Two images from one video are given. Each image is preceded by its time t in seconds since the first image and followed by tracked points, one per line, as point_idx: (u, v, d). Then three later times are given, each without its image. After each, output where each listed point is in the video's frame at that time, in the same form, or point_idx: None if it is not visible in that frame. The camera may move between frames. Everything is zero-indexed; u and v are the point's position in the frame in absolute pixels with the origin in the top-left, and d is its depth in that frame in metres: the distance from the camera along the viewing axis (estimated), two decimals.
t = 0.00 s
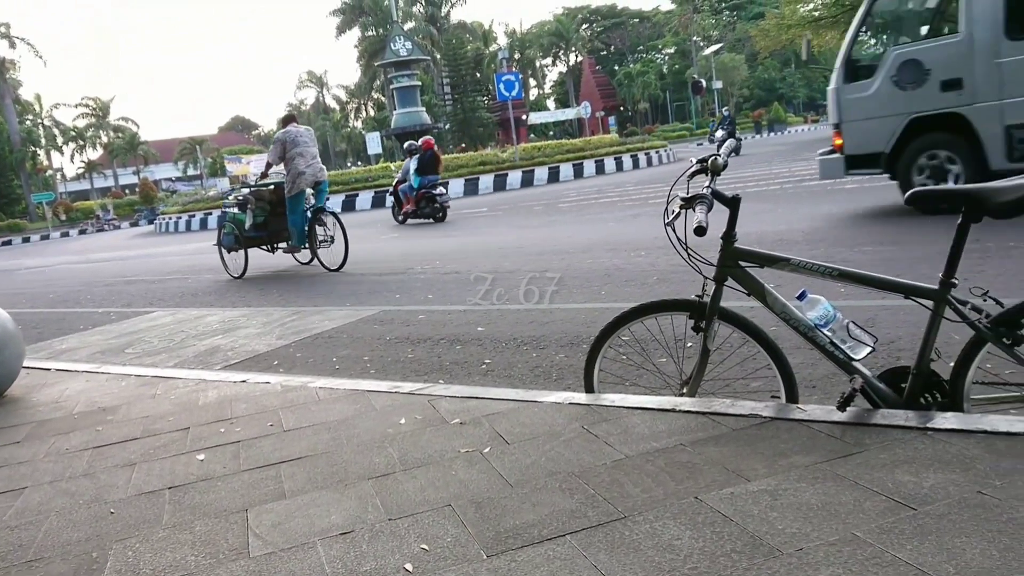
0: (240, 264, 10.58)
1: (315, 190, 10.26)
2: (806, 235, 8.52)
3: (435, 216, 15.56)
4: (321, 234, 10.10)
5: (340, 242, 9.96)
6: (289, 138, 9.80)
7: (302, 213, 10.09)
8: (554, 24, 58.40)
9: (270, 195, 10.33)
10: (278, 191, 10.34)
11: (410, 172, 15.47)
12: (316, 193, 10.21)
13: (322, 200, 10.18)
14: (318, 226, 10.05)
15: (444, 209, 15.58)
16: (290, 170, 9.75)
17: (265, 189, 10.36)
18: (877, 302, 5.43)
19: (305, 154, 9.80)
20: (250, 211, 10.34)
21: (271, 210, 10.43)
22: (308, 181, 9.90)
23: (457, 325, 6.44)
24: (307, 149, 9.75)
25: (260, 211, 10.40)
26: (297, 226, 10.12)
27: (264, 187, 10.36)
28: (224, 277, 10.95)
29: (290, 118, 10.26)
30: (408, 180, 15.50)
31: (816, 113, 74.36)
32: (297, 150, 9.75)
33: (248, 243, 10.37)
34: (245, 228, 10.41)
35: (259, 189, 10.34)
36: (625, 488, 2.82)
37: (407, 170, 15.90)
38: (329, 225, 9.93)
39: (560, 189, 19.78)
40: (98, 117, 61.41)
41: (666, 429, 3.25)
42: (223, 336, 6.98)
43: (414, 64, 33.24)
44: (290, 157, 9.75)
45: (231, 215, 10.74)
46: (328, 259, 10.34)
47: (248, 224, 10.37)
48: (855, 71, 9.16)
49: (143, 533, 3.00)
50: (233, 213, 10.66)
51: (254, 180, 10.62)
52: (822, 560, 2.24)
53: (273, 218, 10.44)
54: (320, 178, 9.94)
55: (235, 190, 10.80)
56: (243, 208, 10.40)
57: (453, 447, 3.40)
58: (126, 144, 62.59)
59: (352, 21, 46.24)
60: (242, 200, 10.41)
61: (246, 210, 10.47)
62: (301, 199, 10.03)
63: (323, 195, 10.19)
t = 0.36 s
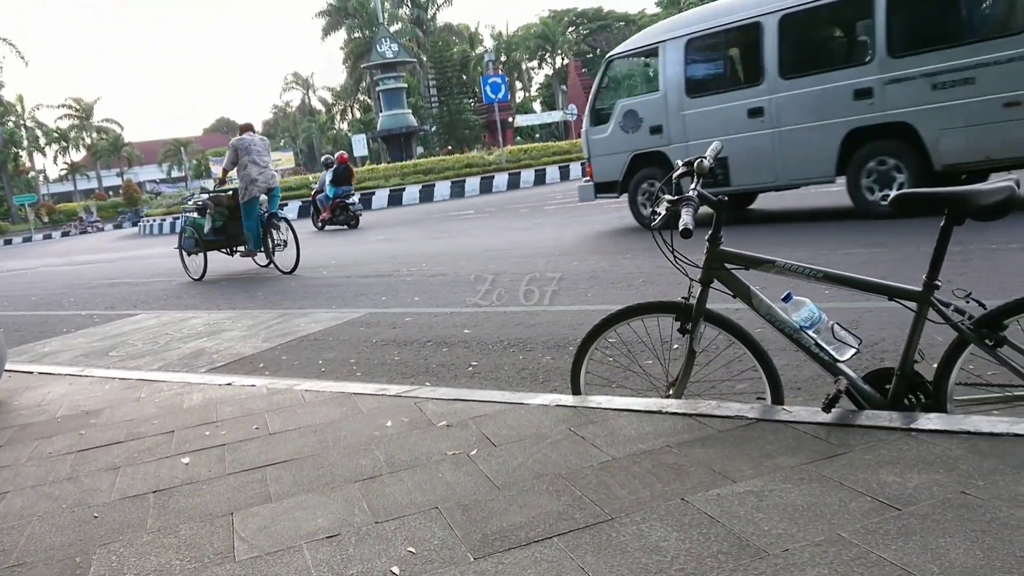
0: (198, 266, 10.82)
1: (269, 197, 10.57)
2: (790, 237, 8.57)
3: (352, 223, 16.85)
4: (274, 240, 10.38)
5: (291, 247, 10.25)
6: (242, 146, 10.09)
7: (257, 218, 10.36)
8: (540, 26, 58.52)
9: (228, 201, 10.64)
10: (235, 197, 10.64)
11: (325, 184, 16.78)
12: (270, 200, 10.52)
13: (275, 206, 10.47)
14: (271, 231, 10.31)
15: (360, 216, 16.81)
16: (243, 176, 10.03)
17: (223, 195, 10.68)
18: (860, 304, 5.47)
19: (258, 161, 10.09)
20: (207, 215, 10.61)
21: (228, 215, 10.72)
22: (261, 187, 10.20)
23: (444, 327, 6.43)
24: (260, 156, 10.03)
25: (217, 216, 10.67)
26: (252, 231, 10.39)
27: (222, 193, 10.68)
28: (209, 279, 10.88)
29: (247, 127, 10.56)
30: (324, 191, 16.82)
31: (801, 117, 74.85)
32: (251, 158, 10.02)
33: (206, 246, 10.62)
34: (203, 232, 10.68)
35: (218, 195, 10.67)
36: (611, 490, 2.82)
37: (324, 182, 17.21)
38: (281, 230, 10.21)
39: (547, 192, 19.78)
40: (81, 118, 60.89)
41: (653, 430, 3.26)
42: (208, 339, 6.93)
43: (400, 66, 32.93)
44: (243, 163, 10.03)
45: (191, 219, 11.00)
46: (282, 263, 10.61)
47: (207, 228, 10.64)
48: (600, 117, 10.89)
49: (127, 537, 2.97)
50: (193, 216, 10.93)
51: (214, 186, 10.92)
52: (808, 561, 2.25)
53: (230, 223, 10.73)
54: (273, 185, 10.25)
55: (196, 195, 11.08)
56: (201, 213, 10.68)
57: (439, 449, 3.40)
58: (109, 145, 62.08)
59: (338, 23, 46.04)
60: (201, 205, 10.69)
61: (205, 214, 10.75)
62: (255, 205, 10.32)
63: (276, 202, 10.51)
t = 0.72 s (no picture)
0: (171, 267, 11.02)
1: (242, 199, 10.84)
2: (787, 237, 8.58)
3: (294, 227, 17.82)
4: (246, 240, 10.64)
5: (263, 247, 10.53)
6: (216, 149, 10.36)
7: (230, 220, 10.62)
8: (537, 26, 58.57)
9: (203, 203, 10.88)
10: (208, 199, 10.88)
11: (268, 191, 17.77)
12: (242, 202, 10.79)
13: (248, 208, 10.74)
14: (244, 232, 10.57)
15: (301, 221, 17.77)
16: (217, 180, 10.30)
17: (197, 197, 10.91)
18: (859, 305, 5.48)
19: (231, 165, 10.37)
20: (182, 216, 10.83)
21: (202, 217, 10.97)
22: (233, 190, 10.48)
23: (443, 327, 6.43)
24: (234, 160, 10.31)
25: (191, 217, 10.91)
26: (225, 233, 10.64)
27: (197, 195, 10.91)
28: (206, 278, 10.87)
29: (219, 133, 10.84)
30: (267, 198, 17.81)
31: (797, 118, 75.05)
32: (225, 162, 10.29)
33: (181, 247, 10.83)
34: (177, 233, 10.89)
35: (192, 197, 10.89)
36: (611, 489, 2.82)
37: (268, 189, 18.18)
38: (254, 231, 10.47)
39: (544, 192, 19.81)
40: (77, 117, 60.79)
41: (652, 430, 3.26)
42: (205, 339, 6.91)
43: (397, 66, 32.97)
44: (217, 167, 10.30)
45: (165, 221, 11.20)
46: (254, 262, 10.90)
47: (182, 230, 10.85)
48: (440, 143, 12.43)
49: (126, 536, 2.96)
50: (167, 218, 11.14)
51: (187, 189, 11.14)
52: (808, 560, 2.25)
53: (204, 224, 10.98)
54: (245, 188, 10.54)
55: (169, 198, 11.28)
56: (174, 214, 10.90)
57: (439, 449, 3.40)
58: (105, 145, 61.94)
59: (335, 23, 46.02)
60: (174, 207, 10.91)
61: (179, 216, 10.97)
62: (228, 207, 10.60)
63: (249, 204, 10.78)
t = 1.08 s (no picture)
0: (157, 265, 11.34)
1: (224, 200, 11.14)
2: (791, 238, 8.57)
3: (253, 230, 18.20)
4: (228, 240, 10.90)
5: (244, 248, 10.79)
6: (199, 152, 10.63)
7: (212, 220, 10.89)
8: (541, 26, 58.59)
9: (187, 204, 11.21)
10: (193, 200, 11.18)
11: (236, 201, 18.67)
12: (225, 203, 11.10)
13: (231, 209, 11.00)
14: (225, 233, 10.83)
15: (257, 222, 17.90)
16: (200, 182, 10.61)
17: (182, 198, 11.24)
18: (862, 306, 5.47)
19: (214, 167, 10.64)
20: (167, 216, 11.14)
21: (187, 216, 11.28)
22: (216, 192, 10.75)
23: (446, 327, 6.43)
24: (216, 163, 10.58)
25: (177, 217, 11.22)
26: (208, 233, 10.93)
27: (182, 196, 11.24)
28: (209, 277, 10.89)
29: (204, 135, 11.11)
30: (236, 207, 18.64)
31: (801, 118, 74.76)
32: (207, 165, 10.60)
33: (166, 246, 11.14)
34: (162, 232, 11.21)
35: (177, 198, 11.22)
36: (613, 489, 2.83)
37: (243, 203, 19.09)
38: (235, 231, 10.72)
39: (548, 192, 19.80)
40: (82, 115, 60.91)
41: (654, 431, 3.26)
42: (209, 337, 6.93)
43: (401, 66, 32.95)
44: (200, 169, 10.58)
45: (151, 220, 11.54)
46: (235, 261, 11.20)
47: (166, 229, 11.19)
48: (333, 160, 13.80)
49: (128, 534, 2.98)
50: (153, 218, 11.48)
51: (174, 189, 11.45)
52: (809, 561, 2.26)
53: (189, 224, 11.29)
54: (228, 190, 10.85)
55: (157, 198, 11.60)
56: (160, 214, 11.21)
57: (441, 448, 3.40)
58: (110, 143, 62.05)
59: (340, 22, 46.03)
60: (160, 207, 11.22)
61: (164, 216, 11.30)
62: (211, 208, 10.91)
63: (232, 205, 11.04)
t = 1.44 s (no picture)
0: (138, 268, 11.59)
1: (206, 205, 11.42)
2: (793, 241, 8.57)
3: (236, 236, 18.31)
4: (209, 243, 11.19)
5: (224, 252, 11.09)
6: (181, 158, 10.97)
7: (194, 224, 11.19)
8: (542, 29, 58.75)
9: (169, 208, 11.48)
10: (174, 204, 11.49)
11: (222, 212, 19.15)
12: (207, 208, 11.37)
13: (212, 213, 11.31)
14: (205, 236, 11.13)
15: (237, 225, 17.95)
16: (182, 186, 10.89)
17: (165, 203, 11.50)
18: (863, 309, 5.47)
19: (196, 173, 10.97)
20: (150, 220, 11.42)
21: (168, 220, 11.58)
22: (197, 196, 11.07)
23: (447, 329, 6.43)
24: (197, 168, 10.91)
25: (158, 221, 11.51)
26: (189, 236, 11.22)
27: (164, 201, 11.50)
28: (210, 279, 10.91)
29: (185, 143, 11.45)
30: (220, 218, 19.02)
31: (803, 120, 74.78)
32: (189, 170, 10.89)
33: (148, 249, 11.40)
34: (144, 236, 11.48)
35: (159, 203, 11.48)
36: (615, 491, 2.83)
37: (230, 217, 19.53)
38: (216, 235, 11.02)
39: (549, 194, 19.80)
40: (83, 117, 60.98)
41: (655, 433, 3.26)
42: (210, 340, 6.93)
43: (402, 68, 32.95)
44: (182, 174, 10.90)
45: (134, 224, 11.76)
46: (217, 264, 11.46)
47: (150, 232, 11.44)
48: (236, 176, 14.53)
49: (129, 536, 2.98)
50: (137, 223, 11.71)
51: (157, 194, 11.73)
52: (811, 564, 2.26)
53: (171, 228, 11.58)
54: (209, 194, 11.14)
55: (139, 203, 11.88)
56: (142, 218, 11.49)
57: (443, 450, 3.41)
58: (111, 145, 62.12)
59: (341, 25, 46.11)
60: (143, 211, 11.50)
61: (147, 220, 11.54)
62: (193, 212, 11.19)
63: (213, 210, 11.35)
